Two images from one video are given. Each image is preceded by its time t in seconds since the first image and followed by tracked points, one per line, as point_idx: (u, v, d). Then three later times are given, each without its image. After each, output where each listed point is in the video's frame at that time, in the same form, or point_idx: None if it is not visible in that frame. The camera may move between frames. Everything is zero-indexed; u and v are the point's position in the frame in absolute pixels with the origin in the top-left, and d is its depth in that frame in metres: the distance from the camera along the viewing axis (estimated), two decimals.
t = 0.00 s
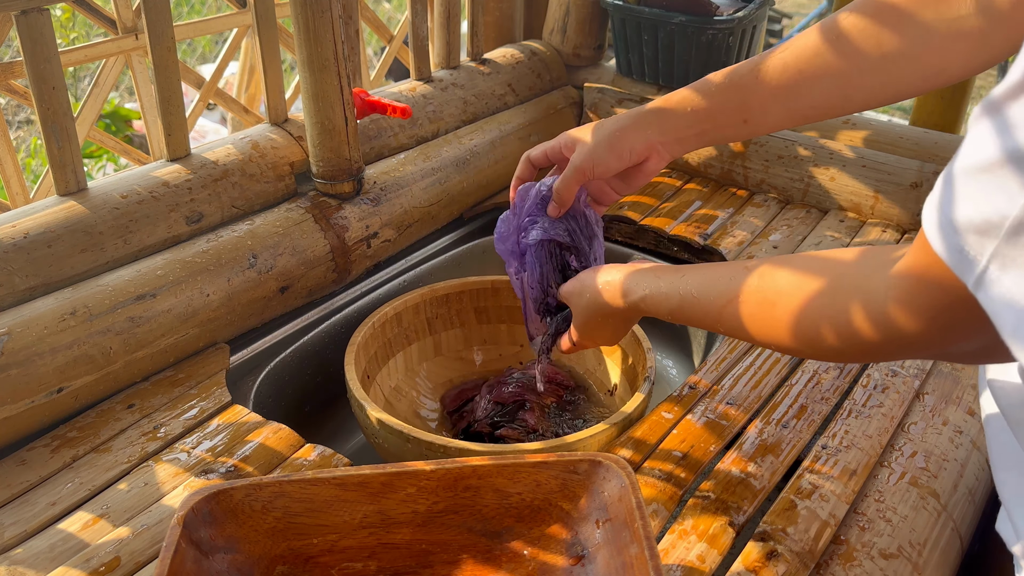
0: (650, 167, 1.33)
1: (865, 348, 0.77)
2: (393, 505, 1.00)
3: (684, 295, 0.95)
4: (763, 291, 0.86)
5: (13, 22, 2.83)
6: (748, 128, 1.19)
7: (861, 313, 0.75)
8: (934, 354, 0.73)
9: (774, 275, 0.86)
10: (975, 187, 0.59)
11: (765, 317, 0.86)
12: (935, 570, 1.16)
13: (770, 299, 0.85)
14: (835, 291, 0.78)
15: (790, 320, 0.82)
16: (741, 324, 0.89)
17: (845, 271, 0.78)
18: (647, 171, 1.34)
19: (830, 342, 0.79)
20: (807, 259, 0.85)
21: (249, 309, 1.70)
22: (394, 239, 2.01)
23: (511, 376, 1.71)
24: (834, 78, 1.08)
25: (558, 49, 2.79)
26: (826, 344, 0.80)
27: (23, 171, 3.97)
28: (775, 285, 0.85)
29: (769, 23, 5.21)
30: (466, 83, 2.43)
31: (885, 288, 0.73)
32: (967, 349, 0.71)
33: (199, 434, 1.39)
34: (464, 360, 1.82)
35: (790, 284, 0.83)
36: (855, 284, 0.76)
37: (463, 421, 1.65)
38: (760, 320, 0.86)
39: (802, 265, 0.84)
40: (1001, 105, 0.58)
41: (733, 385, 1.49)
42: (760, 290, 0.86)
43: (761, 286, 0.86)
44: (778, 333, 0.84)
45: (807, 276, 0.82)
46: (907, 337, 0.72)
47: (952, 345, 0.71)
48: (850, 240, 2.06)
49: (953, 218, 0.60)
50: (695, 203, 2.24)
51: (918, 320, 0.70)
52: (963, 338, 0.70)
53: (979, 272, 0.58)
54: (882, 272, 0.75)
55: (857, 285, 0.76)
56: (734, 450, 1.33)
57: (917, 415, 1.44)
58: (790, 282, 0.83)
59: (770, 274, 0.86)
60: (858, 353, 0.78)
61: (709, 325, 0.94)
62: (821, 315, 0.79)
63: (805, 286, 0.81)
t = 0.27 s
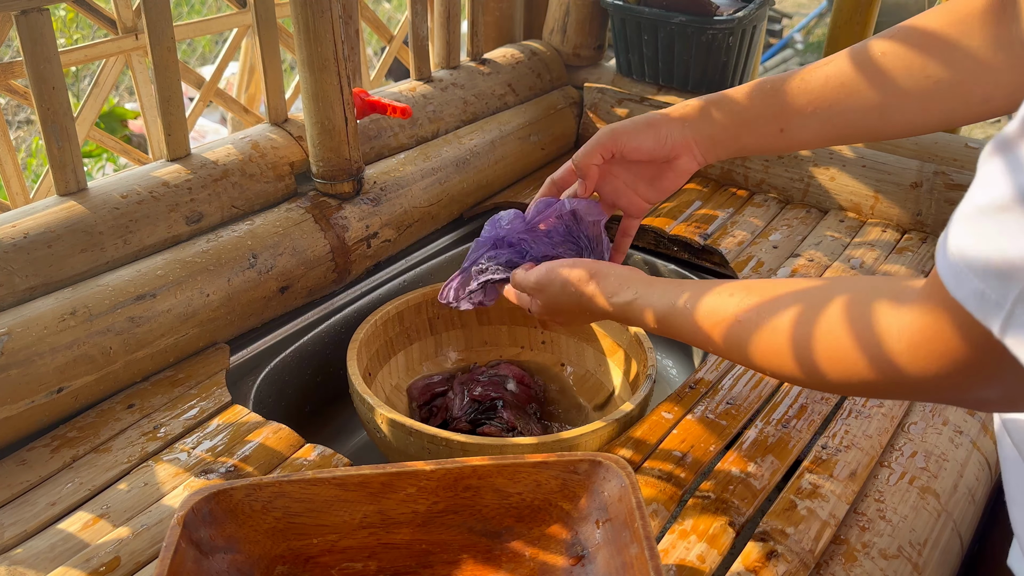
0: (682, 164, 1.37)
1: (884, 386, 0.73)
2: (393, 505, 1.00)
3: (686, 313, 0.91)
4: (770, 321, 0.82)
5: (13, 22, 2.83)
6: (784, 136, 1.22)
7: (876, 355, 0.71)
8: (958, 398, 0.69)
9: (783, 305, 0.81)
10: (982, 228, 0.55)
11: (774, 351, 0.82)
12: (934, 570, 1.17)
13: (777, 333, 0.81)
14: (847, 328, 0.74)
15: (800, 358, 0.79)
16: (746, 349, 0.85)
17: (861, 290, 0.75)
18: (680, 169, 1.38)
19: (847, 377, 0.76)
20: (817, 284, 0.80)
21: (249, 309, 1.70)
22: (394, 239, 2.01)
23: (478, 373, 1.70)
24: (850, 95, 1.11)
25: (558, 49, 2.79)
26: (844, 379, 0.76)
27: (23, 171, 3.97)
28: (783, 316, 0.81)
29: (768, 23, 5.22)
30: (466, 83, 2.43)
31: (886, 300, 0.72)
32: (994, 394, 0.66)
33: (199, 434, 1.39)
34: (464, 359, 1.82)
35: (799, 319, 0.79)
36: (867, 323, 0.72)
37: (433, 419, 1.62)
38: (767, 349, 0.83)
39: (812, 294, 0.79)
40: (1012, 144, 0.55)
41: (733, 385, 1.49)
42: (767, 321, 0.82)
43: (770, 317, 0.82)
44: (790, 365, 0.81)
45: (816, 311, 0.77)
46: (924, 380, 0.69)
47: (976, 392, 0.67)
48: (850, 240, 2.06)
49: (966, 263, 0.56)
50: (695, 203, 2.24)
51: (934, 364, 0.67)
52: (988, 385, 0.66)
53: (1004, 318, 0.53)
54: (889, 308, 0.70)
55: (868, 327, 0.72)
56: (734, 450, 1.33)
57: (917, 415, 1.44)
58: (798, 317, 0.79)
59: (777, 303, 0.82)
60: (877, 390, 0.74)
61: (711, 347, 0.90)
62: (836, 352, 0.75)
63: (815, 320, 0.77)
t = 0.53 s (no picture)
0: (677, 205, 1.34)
1: (854, 394, 0.73)
2: (393, 505, 1.00)
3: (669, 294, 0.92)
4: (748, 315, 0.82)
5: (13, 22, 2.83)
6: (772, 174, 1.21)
7: (847, 364, 0.71)
8: (927, 415, 0.68)
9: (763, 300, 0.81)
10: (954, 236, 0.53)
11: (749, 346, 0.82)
12: (934, 570, 1.16)
13: (753, 329, 0.81)
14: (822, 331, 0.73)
15: (775, 355, 0.79)
16: (725, 337, 0.86)
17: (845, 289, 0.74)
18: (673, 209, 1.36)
19: (819, 381, 0.76)
20: (801, 281, 0.80)
21: (249, 309, 1.70)
22: (394, 239, 2.01)
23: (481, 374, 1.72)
24: (850, 101, 1.08)
25: (558, 49, 2.79)
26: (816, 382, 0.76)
27: (23, 171, 3.97)
28: (762, 313, 0.80)
29: (768, 24, 5.22)
30: (466, 83, 2.43)
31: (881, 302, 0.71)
32: (964, 414, 0.66)
33: (199, 434, 1.39)
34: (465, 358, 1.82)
35: (777, 318, 0.78)
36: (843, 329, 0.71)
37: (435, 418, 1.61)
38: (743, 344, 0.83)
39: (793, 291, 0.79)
40: (989, 147, 0.52)
41: (733, 385, 1.49)
42: (743, 315, 0.82)
43: (748, 312, 0.82)
44: (765, 361, 0.80)
45: (795, 309, 0.77)
46: (902, 396, 0.68)
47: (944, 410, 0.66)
48: (850, 240, 2.06)
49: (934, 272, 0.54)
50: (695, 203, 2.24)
51: (908, 378, 0.66)
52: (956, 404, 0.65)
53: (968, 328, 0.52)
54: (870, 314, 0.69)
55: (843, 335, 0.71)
56: (735, 450, 1.33)
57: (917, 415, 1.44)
58: (777, 314, 0.79)
59: (759, 298, 0.82)
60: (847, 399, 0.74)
61: (691, 330, 0.90)
62: (811, 351, 0.75)
63: (791, 320, 0.77)
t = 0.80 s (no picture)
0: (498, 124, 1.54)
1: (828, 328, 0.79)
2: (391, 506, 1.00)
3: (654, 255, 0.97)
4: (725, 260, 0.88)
5: (13, 22, 2.83)
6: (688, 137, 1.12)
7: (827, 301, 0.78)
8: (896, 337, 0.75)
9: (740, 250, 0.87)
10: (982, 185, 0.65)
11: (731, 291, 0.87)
12: (934, 570, 1.17)
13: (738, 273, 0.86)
14: (799, 273, 0.79)
15: (755, 297, 0.85)
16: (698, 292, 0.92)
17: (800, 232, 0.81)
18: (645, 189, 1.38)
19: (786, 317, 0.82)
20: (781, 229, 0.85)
21: (249, 308, 1.70)
22: (394, 239, 2.01)
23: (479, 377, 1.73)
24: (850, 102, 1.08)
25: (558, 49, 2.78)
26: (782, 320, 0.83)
27: (23, 170, 3.97)
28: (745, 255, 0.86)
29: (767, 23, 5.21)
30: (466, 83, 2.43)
31: (856, 248, 0.76)
32: (950, 338, 0.72)
33: (199, 434, 1.39)
34: (465, 358, 1.82)
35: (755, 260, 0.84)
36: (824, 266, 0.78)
37: (438, 414, 1.60)
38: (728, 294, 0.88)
39: (761, 237, 0.86)
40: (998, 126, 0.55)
41: (733, 385, 1.49)
42: (723, 262, 0.88)
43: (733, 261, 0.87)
44: (746, 308, 0.87)
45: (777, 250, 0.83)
46: (883, 307, 0.74)
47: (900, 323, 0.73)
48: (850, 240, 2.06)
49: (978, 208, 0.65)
50: (695, 203, 2.24)
51: (900, 293, 0.71)
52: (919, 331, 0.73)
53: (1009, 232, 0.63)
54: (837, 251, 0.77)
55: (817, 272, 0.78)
56: (735, 450, 1.33)
57: (917, 415, 1.44)
58: (751, 260, 0.85)
59: (763, 248, 0.84)
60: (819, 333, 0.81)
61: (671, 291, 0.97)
62: (787, 293, 0.81)
63: (775, 261, 0.82)
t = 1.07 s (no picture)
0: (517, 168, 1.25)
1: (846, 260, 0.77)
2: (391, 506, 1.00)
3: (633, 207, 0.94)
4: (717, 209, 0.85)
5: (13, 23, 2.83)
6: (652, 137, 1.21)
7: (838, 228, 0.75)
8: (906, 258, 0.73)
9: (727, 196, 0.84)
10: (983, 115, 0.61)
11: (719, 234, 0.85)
12: (934, 570, 1.16)
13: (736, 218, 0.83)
14: (798, 215, 0.78)
15: (745, 236, 0.82)
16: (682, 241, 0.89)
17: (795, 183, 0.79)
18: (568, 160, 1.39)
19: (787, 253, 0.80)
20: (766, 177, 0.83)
21: (249, 308, 1.70)
22: (394, 239, 2.01)
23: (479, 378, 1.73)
24: (850, 103, 1.07)
25: (558, 49, 2.78)
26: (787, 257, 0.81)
27: (23, 170, 3.96)
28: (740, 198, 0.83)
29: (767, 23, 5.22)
30: (466, 83, 2.43)
31: (850, 183, 0.75)
32: (945, 262, 0.71)
33: (199, 434, 1.39)
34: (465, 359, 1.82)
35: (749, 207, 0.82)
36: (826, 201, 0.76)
37: (438, 413, 1.60)
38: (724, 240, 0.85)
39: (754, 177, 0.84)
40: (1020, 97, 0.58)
41: (733, 385, 1.49)
42: (715, 207, 0.85)
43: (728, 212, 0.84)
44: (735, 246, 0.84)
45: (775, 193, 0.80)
46: (878, 239, 0.73)
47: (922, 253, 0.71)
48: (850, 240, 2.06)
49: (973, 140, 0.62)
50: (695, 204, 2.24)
51: (900, 220, 0.70)
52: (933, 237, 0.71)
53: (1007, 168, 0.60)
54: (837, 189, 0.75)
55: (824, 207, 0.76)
56: (734, 451, 1.33)
57: (917, 415, 1.44)
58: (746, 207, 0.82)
59: (752, 187, 0.83)
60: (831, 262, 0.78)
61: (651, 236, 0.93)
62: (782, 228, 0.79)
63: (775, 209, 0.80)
